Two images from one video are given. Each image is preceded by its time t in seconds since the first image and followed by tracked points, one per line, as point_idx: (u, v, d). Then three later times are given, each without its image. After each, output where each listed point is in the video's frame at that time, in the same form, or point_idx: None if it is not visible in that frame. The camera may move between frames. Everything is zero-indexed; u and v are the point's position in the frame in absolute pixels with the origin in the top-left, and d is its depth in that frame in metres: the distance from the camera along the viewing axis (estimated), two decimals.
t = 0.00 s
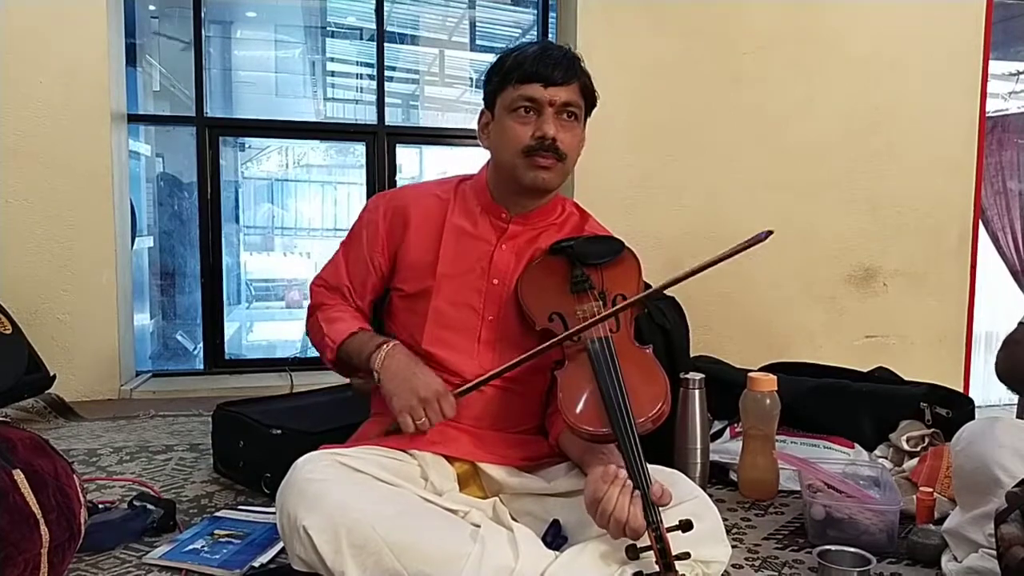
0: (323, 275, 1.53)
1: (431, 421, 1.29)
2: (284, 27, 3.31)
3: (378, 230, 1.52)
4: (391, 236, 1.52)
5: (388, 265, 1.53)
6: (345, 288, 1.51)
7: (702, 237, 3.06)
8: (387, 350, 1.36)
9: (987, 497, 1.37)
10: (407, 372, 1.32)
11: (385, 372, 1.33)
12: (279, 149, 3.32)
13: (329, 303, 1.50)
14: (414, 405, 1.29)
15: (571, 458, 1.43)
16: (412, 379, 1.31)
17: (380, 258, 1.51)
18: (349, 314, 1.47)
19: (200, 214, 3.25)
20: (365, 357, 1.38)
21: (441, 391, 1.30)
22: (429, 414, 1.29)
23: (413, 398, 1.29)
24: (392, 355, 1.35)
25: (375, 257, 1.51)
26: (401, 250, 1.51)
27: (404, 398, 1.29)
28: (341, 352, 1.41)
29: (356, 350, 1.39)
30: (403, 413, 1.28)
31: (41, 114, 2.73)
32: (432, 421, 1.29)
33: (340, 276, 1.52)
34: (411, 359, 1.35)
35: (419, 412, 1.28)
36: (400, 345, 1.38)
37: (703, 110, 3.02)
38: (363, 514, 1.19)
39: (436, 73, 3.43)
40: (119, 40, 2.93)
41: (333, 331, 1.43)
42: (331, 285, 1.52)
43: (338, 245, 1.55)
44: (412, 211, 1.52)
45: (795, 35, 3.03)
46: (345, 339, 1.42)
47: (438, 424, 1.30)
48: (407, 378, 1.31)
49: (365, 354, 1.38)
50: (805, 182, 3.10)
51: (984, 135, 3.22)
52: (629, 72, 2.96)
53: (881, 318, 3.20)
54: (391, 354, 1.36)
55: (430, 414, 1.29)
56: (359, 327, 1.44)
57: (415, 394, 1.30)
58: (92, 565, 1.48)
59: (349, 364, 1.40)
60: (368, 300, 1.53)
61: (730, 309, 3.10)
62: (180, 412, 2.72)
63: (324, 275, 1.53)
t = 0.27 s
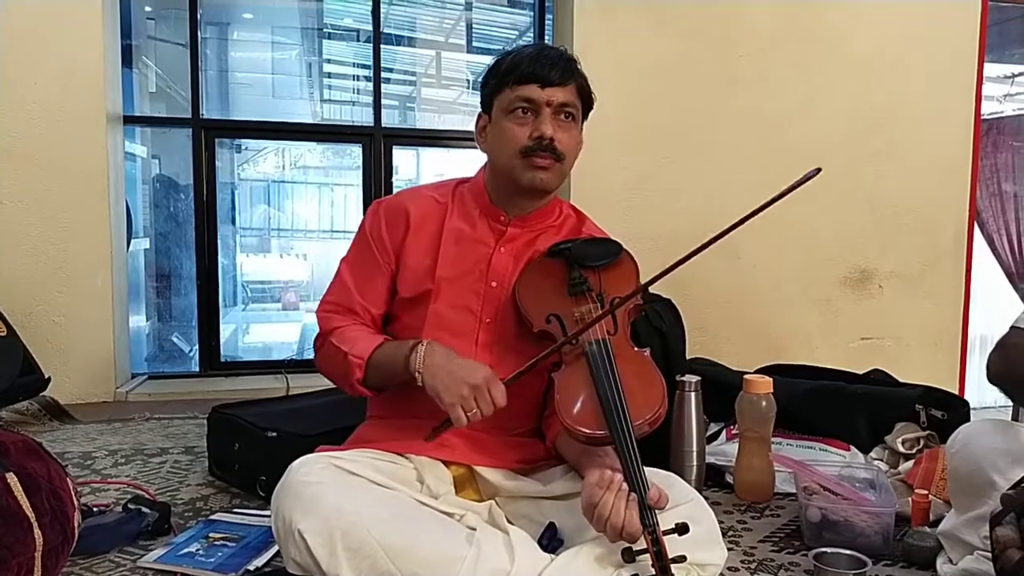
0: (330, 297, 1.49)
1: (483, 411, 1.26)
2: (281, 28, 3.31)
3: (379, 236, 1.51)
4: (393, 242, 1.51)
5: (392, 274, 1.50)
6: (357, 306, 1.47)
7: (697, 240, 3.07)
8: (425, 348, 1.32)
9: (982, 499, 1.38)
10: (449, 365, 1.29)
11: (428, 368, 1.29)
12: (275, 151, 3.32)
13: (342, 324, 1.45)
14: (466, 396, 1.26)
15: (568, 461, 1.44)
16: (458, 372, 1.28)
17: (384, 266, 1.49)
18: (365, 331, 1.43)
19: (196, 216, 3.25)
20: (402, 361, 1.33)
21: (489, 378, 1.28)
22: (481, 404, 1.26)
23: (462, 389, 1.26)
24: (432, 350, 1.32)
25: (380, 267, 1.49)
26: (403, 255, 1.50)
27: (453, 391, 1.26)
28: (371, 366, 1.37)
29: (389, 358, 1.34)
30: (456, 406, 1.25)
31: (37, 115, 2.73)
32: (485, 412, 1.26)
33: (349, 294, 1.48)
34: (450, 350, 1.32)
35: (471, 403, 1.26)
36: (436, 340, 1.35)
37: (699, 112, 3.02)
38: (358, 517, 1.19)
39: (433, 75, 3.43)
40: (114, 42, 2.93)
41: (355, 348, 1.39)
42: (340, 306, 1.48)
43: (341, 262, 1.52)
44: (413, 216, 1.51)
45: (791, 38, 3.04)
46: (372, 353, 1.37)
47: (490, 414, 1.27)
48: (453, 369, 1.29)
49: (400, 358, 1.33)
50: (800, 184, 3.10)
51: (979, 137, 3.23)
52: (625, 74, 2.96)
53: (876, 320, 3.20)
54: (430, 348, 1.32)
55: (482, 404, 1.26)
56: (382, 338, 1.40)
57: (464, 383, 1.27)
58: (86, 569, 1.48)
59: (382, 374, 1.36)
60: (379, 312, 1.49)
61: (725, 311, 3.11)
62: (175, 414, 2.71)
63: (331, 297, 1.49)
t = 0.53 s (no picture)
0: (342, 304, 1.49)
1: (515, 396, 1.25)
2: (278, 28, 3.31)
3: (377, 237, 1.51)
4: (392, 241, 1.50)
5: (394, 275, 1.50)
6: (371, 311, 1.47)
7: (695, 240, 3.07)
8: (449, 340, 1.30)
9: (979, 498, 1.37)
10: (475, 353, 1.29)
11: (454, 358, 1.29)
12: (273, 151, 3.32)
13: (355, 330, 1.45)
14: (496, 382, 1.25)
15: (567, 460, 1.44)
16: (487, 358, 1.28)
17: (386, 267, 1.49)
18: (380, 337, 1.43)
19: (193, 216, 3.24)
20: (426, 356, 1.32)
21: (517, 362, 1.27)
22: (512, 389, 1.25)
23: (492, 376, 1.26)
24: (455, 340, 1.31)
25: (385, 269, 1.49)
26: (401, 255, 1.49)
27: (484, 377, 1.26)
28: (393, 366, 1.36)
29: (411, 355, 1.34)
30: (487, 393, 1.25)
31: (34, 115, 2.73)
32: (515, 397, 1.25)
33: (360, 299, 1.48)
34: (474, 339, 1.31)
35: (502, 390, 1.25)
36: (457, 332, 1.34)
37: (696, 113, 3.02)
38: (355, 517, 1.19)
39: (431, 75, 3.42)
40: (112, 42, 2.93)
41: (375, 353, 1.38)
42: (350, 312, 1.48)
43: (348, 269, 1.52)
44: (411, 216, 1.51)
45: (789, 38, 3.04)
46: (393, 355, 1.37)
47: (521, 398, 1.26)
48: (480, 356, 1.28)
49: (423, 354, 1.33)
50: (798, 184, 3.11)
51: (976, 138, 3.24)
52: (622, 74, 2.96)
53: (874, 319, 3.21)
54: (453, 338, 1.31)
55: (512, 388, 1.25)
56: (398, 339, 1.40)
57: (493, 369, 1.26)
58: (83, 569, 1.48)
59: (406, 370, 1.35)
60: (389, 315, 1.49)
61: (723, 311, 3.11)
62: (173, 414, 2.71)
63: (342, 304, 1.49)
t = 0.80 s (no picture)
0: (319, 288, 1.50)
1: (451, 418, 1.27)
2: (277, 25, 3.30)
3: (374, 232, 1.50)
4: (387, 236, 1.50)
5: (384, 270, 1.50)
6: (345, 299, 1.49)
7: (694, 236, 3.07)
8: (398, 350, 1.33)
9: (978, 494, 1.38)
10: (418, 371, 1.30)
11: (399, 373, 1.31)
12: (272, 148, 3.31)
13: (328, 316, 1.47)
14: (433, 403, 1.27)
15: (566, 457, 1.44)
16: (427, 377, 1.29)
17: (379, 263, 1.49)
18: (350, 325, 1.45)
19: (192, 213, 3.24)
20: (375, 362, 1.34)
21: (458, 386, 1.28)
22: (449, 411, 1.27)
23: (430, 396, 1.27)
24: (403, 356, 1.32)
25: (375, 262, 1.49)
26: (398, 251, 1.49)
27: (422, 397, 1.27)
28: (348, 362, 1.38)
29: (364, 358, 1.36)
30: (423, 412, 1.27)
31: (33, 113, 2.72)
32: (453, 418, 1.27)
33: (338, 287, 1.49)
34: (421, 356, 1.32)
35: (439, 411, 1.27)
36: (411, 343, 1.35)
37: (696, 109, 3.02)
38: (355, 513, 1.19)
39: (430, 72, 3.42)
40: (110, 39, 2.92)
41: (338, 343, 1.40)
42: (327, 297, 1.49)
43: (331, 253, 1.53)
44: (409, 212, 1.50)
45: (788, 33, 3.03)
46: (351, 348, 1.39)
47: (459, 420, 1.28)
48: (421, 377, 1.29)
49: (373, 360, 1.35)
50: (798, 180, 3.10)
51: (976, 133, 3.24)
52: (622, 70, 2.96)
53: (874, 315, 3.20)
54: (401, 353, 1.33)
55: (450, 411, 1.27)
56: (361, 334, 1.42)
57: (433, 391, 1.28)
58: (83, 566, 1.48)
59: (357, 373, 1.37)
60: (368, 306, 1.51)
61: (723, 307, 3.11)
62: (172, 411, 2.71)
63: (320, 288, 1.50)
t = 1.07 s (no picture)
0: (336, 300, 1.48)
1: (504, 391, 1.26)
2: (278, 25, 3.30)
3: (377, 234, 1.50)
4: (391, 237, 1.50)
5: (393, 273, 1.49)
6: (364, 307, 1.47)
7: (695, 236, 3.06)
8: (439, 337, 1.31)
9: (980, 493, 1.38)
10: (464, 349, 1.29)
11: (443, 354, 1.29)
12: (273, 149, 3.31)
13: (349, 325, 1.45)
14: (484, 376, 1.26)
15: (566, 457, 1.44)
16: (477, 351, 1.28)
17: (386, 265, 1.48)
18: (374, 330, 1.43)
19: (193, 214, 3.24)
20: (416, 350, 1.33)
21: (506, 356, 1.28)
22: (500, 383, 1.26)
23: (480, 370, 1.26)
24: (445, 336, 1.31)
25: (382, 265, 1.48)
26: (400, 251, 1.49)
27: (472, 373, 1.26)
28: (385, 361, 1.37)
29: (404, 349, 1.34)
30: (476, 388, 1.26)
31: (34, 113, 2.72)
32: (505, 391, 1.26)
33: (355, 296, 1.47)
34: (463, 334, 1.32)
35: (490, 385, 1.26)
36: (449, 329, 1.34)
37: (697, 108, 3.02)
38: (356, 513, 1.19)
39: (431, 72, 3.42)
40: (111, 39, 2.92)
41: (368, 347, 1.39)
42: (347, 308, 1.47)
43: (343, 264, 1.51)
44: (410, 212, 1.50)
45: (789, 32, 3.03)
46: (386, 349, 1.37)
47: (510, 393, 1.27)
48: (468, 351, 1.29)
49: (413, 348, 1.33)
50: (799, 179, 3.10)
51: (977, 132, 3.23)
52: (622, 70, 2.96)
53: (875, 314, 3.20)
54: (443, 334, 1.32)
55: (501, 383, 1.26)
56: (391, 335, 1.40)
57: (482, 364, 1.27)
58: (85, 567, 1.48)
59: (399, 367, 1.35)
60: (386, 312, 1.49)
61: (724, 307, 3.11)
62: (173, 412, 2.71)
63: (337, 300, 1.48)
